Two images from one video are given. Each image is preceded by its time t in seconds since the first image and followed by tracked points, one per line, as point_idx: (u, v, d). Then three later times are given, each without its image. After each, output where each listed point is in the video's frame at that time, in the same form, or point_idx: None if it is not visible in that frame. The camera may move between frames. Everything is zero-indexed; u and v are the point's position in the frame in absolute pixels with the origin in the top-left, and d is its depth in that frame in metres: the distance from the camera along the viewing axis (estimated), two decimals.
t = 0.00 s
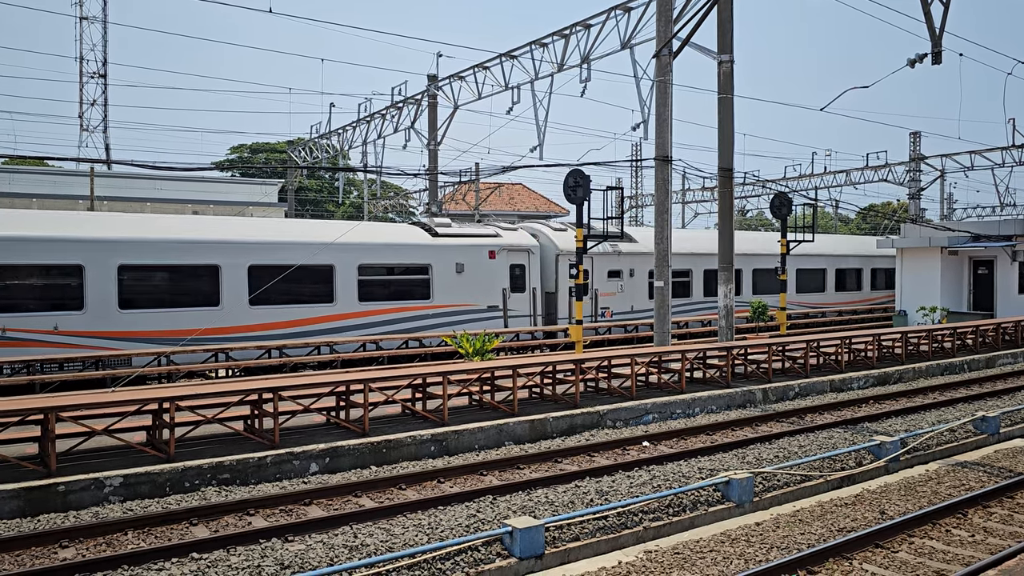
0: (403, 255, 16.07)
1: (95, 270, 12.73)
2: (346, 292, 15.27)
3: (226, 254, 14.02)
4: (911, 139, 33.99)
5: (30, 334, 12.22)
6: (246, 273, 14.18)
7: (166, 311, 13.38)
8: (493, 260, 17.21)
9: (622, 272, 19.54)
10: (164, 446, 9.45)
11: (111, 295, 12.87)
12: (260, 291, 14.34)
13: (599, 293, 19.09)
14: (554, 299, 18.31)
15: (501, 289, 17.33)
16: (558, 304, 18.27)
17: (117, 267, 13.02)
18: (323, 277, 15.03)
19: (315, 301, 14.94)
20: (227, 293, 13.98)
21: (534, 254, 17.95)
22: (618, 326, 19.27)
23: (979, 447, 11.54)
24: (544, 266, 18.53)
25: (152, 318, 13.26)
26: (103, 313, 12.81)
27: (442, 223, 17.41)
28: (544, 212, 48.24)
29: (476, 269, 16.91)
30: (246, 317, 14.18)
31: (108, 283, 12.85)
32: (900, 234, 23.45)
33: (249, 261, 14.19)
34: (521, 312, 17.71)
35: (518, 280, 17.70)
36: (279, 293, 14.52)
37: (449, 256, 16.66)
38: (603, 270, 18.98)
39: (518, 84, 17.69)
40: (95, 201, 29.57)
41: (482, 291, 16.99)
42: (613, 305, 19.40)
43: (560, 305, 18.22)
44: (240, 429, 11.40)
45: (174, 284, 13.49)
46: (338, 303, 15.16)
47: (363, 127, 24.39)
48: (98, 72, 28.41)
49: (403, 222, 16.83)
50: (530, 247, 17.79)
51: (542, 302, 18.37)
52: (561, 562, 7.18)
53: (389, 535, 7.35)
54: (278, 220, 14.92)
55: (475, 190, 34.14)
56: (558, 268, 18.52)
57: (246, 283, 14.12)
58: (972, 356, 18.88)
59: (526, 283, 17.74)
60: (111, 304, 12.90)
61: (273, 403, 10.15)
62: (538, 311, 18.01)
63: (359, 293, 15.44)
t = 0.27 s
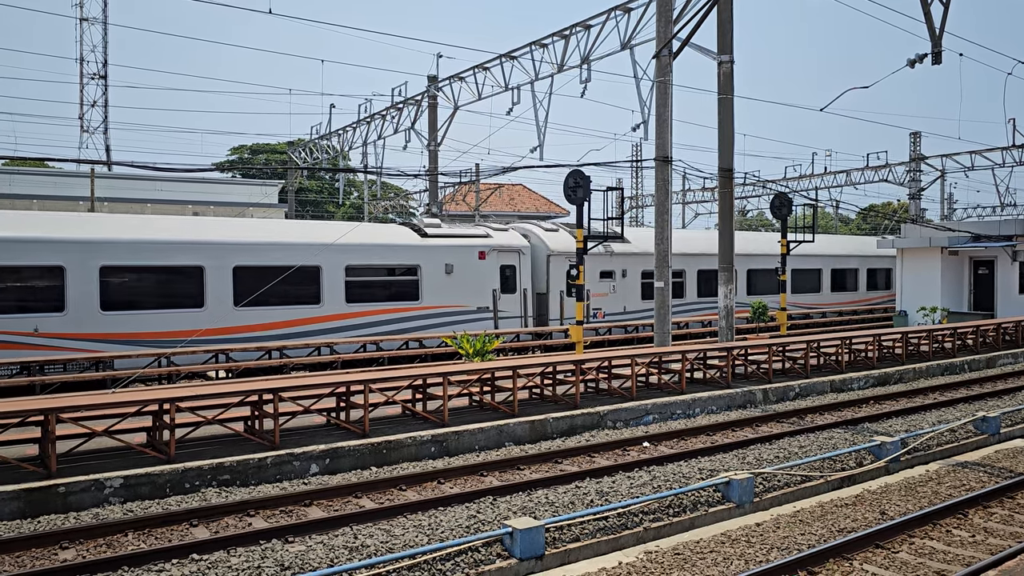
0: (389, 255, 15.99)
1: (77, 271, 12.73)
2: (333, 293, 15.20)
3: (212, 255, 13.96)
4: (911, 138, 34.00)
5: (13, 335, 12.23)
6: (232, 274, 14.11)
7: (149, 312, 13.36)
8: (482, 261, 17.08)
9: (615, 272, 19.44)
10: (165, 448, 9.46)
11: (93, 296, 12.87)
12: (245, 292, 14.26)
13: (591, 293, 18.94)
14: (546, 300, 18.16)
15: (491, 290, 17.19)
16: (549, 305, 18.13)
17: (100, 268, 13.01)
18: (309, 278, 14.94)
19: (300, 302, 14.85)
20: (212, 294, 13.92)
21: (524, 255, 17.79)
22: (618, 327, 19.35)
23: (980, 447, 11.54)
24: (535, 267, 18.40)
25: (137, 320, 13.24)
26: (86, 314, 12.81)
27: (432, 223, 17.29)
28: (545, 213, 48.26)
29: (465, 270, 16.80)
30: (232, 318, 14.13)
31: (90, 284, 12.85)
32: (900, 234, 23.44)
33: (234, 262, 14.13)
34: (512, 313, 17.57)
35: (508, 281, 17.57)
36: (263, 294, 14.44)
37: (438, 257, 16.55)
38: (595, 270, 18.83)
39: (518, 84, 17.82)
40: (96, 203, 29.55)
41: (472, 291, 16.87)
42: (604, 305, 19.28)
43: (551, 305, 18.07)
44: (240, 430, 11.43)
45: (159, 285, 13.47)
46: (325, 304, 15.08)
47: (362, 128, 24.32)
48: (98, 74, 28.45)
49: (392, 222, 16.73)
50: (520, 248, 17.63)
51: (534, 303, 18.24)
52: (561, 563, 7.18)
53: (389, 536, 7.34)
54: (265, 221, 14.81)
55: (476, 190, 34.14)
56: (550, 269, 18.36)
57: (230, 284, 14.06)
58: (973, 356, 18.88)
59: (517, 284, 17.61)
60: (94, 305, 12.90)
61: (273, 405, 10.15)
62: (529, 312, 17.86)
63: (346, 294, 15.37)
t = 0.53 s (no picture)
0: (377, 256, 15.52)
1: (57, 272, 12.30)
2: (319, 295, 14.71)
3: (195, 255, 13.50)
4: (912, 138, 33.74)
5: None
6: (215, 275, 13.65)
7: (132, 314, 12.91)
8: (472, 261, 16.57)
9: (607, 272, 18.88)
10: (167, 449, 9.13)
11: (73, 298, 12.44)
12: (229, 293, 13.79)
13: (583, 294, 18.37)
14: (537, 301, 17.61)
15: (481, 291, 16.70)
16: (541, 306, 17.60)
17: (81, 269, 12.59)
18: (295, 279, 14.47)
19: (287, 303, 14.36)
20: (195, 295, 13.44)
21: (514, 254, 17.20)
22: (618, 327, 19.07)
23: (980, 447, 11.21)
24: (526, 267, 17.82)
25: (118, 322, 12.80)
26: (65, 316, 12.37)
27: (420, 224, 16.82)
28: (545, 213, 47.95)
29: (455, 271, 16.32)
30: (215, 321, 13.65)
31: (71, 286, 12.43)
32: (901, 235, 23.11)
33: (218, 262, 13.67)
34: (502, 314, 17.07)
35: (498, 282, 17.10)
36: (247, 296, 13.98)
37: (428, 257, 16.10)
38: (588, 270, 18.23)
39: (518, 85, 17.10)
40: (95, 204, 29.19)
41: (461, 293, 16.40)
42: (597, 306, 18.77)
43: (542, 307, 17.54)
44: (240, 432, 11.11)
45: (143, 285, 13.04)
46: (310, 306, 14.58)
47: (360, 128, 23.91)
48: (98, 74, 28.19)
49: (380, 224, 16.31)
50: (511, 248, 17.18)
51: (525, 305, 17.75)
52: (561, 564, 6.86)
53: (389, 537, 7.02)
54: (252, 223, 14.40)
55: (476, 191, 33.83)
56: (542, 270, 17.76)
57: (213, 285, 13.59)
58: (972, 356, 18.56)
59: (507, 284, 17.12)
60: (73, 307, 12.46)
61: (275, 405, 9.83)
62: (520, 313, 17.34)
63: (333, 296, 14.87)
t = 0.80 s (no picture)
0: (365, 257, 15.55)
1: (38, 274, 12.20)
2: (307, 296, 14.73)
3: (180, 256, 13.49)
4: (911, 138, 34.04)
5: None
6: (201, 276, 13.65)
7: (120, 315, 12.90)
8: (461, 262, 16.61)
9: (598, 274, 19.09)
10: (166, 450, 9.45)
11: (55, 299, 12.35)
12: (214, 294, 13.80)
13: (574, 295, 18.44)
14: (528, 302, 17.67)
15: (471, 292, 16.75)
16: (532, 307, 17.67)
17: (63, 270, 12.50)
18: (281, 281, 14.47)
19: (273, 305, 14.39)
20: (179, 296, 13.42)
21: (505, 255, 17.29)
22: (618, 328, 19.39)
23: (982, 447, 11.55)
24: (517, 268, 17.89)
25: (103, 323, 12.75)
26: (47, 317, 12.29)
27: (408, 224, 16.83)
28: (545, 214, 48.29)
29: (444, 272, 16.37)
30: (200, 322, 13.66)
31: (53, 287, 12.33)
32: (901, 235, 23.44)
33: (204, 263, 13.67)
34: (493, 315, 17.14)
35: (489, 283, 17.14)
36: (233, 297, 13.98)
37: (417, 259, 16.13)
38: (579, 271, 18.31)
39: (518, 86, 17.62)
40: (95, 206, 29.50)
41: (451, 294, 16.45)
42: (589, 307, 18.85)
43: (533, 308, 17.60)
44: (242, 431, 11.42)
45: (132, 287, 13.05)
46: (298, 307, 14.60)
47: (362, 129, 24.21)
48: (98, 76, 28.48)
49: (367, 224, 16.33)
50: (501, 249, 17.23)
51: (516, 305, 17.81)
52: (561, 565, 7.17)
53: (390, 538, 7.34)
54: (236, 223, 14.41)
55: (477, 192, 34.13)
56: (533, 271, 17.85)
57: (199, 286, 13.59)
58: (974, 356, 18.88)
59: (498, 285, 17.18)
60: (55, 309, 12.37)
61: (273, 406, 10.14)
62: (511, 314, 17.41)
63: (321, 297, 14.89)
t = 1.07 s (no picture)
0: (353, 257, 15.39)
1: (19, 276, 12.05)
2: (294, 297, 14.58)
3: (164, 257, 13.33)
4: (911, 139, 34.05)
5: None
6: (185, 278, 13.49)
7: (105, 317, 12.76)
8: (451, 263, 16.45)
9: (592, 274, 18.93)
10: (167, 450, 9.44)
11: (35, 302, 12.18)
12: (198, 296, 13.63)
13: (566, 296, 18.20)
14: (519, 303, 17.44)
15: (461, 293, 16.56)
16: (523, 309, 17.44)
17: (45, 272, 12.33)
18: (267, 282, 14.32)
19: (258, 306, 14.23)
20: (163, 298, 13.27)
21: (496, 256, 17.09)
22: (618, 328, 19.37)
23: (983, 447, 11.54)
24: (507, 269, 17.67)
25: (86, 325, 12.61)
26: (29, 319, 12.15)
27: (398, 223, 16.65)
28: (545, 214, 48.30)
29: (433, 273, 16.22)
30: (185, 323, 13.50)
31: (34, 289, 12.17)
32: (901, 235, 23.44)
33: (188, 264, 13.51)
34: (483, 316, 16.92)
35: (479, 283, 16.90)
36: (217, 298, 13.82)
37: (405, 259, 15.96)
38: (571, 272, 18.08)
39: (518, 87, 17.69)
40: (95, 207, 29.54)
41: (441, 295, 16.28)
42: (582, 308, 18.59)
43: (524, 309, 17.37)
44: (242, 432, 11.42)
45: (120, 288, 12.94)
46: (285, 309, 14.45)
47: (363, 130, 24.22)
48: (99, 78, 28.56)
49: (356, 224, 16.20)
50: (491, 249, 17.02)
51: (506, 306, 17.58)
52: (562, 565, 7.17)
53: (391, 539, 7.34)
54: (221, 222, 14.24)
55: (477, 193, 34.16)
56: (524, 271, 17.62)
57: (183, 287, 13.44)
58: (974, 356, 18.88)
59: (489, 286, 16.96)
60: (36, 311, 12.21)
61: (274, 406, 10.12)
62: (502, 315, 17.19)
63: (308, 298, 14.74)
